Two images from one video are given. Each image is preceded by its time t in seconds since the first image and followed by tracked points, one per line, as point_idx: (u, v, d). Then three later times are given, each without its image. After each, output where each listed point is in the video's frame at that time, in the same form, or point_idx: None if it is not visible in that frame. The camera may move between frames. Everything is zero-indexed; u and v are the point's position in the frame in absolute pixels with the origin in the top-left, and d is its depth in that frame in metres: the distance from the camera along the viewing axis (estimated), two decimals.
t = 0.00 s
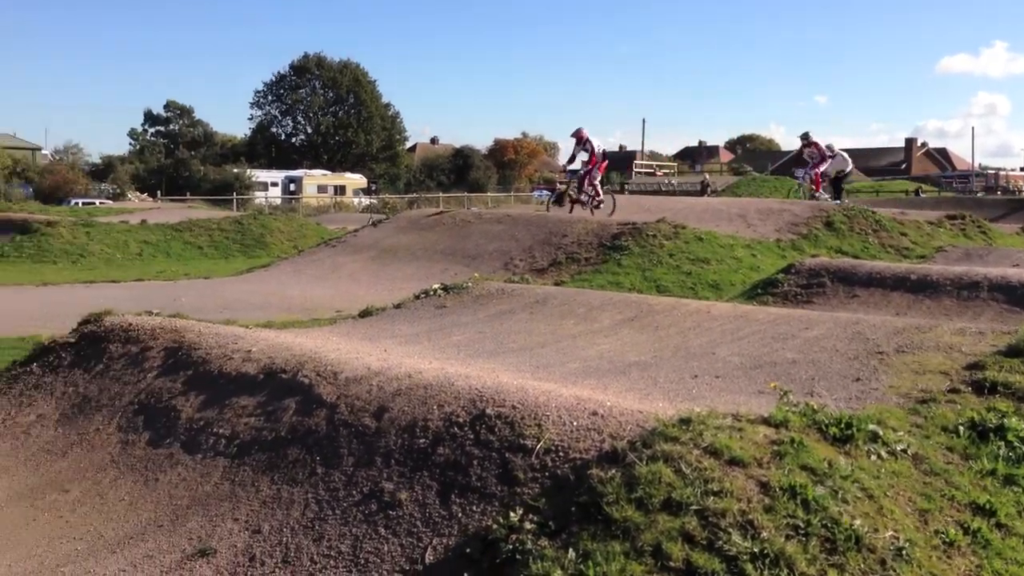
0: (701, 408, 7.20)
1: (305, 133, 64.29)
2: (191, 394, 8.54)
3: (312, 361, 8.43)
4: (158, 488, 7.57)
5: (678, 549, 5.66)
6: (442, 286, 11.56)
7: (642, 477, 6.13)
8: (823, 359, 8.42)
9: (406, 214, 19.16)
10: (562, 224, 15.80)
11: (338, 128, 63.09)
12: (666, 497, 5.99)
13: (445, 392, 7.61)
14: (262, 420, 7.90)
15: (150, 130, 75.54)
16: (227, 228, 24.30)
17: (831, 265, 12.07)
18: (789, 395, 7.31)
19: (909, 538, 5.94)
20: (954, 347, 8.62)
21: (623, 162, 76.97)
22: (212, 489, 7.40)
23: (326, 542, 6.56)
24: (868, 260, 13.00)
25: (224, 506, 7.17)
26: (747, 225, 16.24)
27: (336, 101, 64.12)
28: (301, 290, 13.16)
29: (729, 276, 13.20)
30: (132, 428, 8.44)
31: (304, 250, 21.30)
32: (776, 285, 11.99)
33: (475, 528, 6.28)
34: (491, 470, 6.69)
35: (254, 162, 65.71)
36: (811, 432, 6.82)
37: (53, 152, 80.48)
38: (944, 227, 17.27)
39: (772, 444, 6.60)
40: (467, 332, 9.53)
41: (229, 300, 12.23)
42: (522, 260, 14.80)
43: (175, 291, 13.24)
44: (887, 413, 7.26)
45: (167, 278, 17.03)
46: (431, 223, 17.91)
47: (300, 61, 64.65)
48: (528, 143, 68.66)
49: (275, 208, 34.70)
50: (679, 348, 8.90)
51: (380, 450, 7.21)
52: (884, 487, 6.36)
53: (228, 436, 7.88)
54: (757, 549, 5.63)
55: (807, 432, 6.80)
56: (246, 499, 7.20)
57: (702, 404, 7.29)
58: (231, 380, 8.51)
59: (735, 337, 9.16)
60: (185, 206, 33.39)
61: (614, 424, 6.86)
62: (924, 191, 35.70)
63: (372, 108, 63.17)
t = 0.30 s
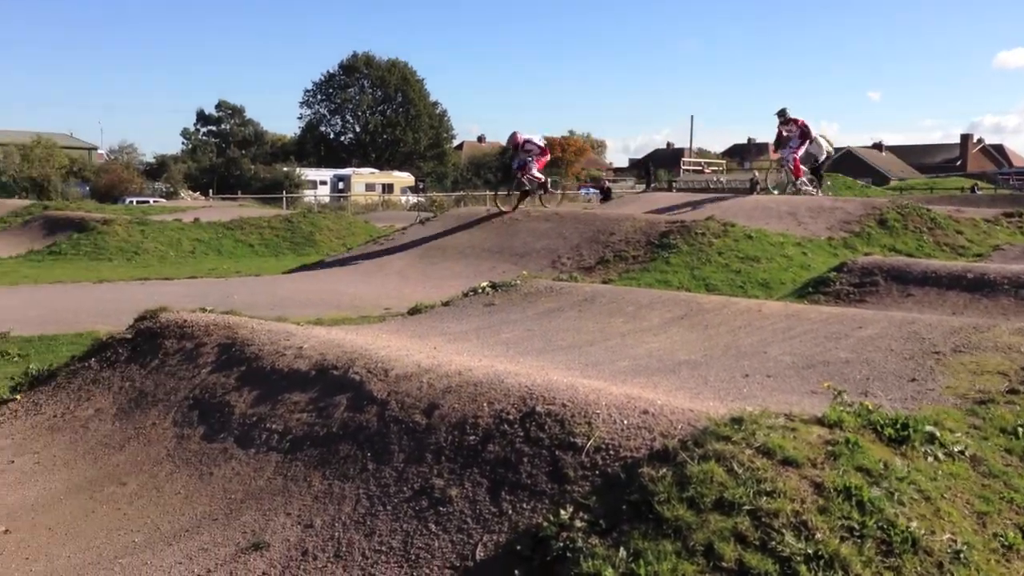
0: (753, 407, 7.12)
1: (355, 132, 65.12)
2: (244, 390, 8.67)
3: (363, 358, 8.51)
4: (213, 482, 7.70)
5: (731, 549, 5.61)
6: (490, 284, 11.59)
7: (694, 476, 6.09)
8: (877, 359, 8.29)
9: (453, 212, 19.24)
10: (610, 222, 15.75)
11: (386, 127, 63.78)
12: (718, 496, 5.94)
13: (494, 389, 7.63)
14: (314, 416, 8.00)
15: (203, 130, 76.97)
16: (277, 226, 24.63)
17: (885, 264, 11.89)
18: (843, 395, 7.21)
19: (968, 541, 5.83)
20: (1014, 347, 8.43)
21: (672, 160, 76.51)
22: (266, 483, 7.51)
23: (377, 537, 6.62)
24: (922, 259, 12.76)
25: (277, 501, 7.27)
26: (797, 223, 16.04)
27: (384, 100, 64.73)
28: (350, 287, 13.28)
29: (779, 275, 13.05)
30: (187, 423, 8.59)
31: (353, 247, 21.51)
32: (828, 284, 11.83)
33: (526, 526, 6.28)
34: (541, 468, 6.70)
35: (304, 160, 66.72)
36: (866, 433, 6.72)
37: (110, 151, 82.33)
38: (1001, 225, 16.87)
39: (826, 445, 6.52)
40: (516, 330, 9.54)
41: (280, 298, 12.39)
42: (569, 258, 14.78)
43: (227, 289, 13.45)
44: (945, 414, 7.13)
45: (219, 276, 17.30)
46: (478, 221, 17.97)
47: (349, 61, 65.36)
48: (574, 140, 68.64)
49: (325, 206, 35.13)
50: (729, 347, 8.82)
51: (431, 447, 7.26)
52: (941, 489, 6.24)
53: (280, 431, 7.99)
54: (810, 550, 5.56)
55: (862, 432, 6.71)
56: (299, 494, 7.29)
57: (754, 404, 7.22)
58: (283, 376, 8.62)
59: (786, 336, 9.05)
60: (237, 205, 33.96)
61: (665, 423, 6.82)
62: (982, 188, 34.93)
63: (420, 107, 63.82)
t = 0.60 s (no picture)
0: (807, 410, 7.04)
1: (403, 133, 65.59)
2: (296, 387, 8.78)
3: (413, 357, 8.56)
4: (266, 478, 7.80)
5: (785, 553, 5.53)
6: (538, 284, 11.59)
7: (747, 479, 6.02)
8: (934, 363, 8.15)
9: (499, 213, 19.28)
10: (658, 223, 15.68)
11: (434, 128, 64.36)
12: (772, 499, 5.87)
13: (544, 389, 7.63)
14: (365, 414, 8.06)
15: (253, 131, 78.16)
16: (326, 226, 24.89)
17: (940, 266, 11.67)
18: (900, 399, 7.09)
19: None
20: None
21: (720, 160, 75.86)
22: (318, 480, 7.59)
23: (428, 535, 6.66)
24: (979, 261, 12.50)
25: (329, 497, 7.34)
26: (849, 225, 15.82)
27: (432, 101, 65.15)
28: (399, 287, 13.38)
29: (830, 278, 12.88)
30: (240, 420, 8.72)
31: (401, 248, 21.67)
32: (882, 286, 11.65)
33: (576, 526, 6.26)
34: (592, 468, 6.68)
35: (352, 161, 67.54)
36: (924, 437, 6.61)
37: (164, 152, 84.00)
38: None
39: (882, 449, 6.42)
40: (564, 331, 9.53)
41: (330, 297, 12.52)
42: (617, 259, 14.74)
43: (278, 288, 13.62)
44: (1006, 419, 6.98)
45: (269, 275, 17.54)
46: (525, 222, 17.99)
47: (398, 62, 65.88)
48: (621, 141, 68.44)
49: (373, 206, 35.44)
50: (781, 349, 8.73)
51: (481, 446, 7.28)
52: (1002, 496, 6.11)
53: (332, 429, 8.07)
54: (867, 555, 5.48)
55: (919, 437, 6.60)
56: (351, 491, 7.35)
57: (807, 406, 7.14)
58: (335, 374, 8.70)
59: (840, 339, 8.93)
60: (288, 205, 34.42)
61: (718, 425, 6.77)
62: None
63: (467, 107, 64.17)
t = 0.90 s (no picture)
0: (877, 414, 6.92)
1: (460, 132, 66.04)
2: (359, 384, 8.87)
3: (475, 355, 8.60)
4: (330, 474, 7.89)
5: (856, 558, 5.44)
6: (598, 283, 11.56)
7: (816, 483, 5.93)
8: (1009, 366, 7.94)
9: (556, 213, 19.28)
10: (717, 223, 15.54)
11: (490, 127, 64.66)
12: (841, 504, 5.77)
13: (607, 389, 7.60)
14: (428, 411, 8.12)
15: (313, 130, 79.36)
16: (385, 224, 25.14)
17: (1011, 267, 11.38)
18: (974, 403, 6.93)
19: None
20: None
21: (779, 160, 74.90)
22: (382, 476, 7.66)
23: (492, 533, 6.67)
24: None
25: (393, 494, 7.40)
26: (915, 225, 15.50)
27: (489, 100, 65.55)
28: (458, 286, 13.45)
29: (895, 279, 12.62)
30: (305, 416, 8.84)
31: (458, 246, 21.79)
32: (949, 288, 11.40)
33: (641, 526, 6.22)
34: (656, 469, 6.64)
35: (411, 160, 68.16)
36: (999, 443, 6.46)
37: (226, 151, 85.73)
38: None
39: (956, 454, 6.28)
40: (625, 330, 9.50)
41: (390, 295, 12.63)
42: (675, 258, 14.64)
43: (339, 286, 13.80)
44: None
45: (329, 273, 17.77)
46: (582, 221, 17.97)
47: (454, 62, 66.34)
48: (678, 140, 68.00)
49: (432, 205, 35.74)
50: (847, 351, 8.59)
51: (544, 445, 7.28)
52: None
53: (395, 426, 8.14)
54: (941, 562, 5.38)
55: (995, 443, 6.44)
56: (414, 488, 7.41)
57: (877, 410, 7.01)
58: (397, 372, 8.77)
59: (909, 341, 8.76)
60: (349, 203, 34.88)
61: (785, 427, 6.68)
62: None
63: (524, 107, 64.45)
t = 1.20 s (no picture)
0: (990, 419, 6.67)
1: (546, 130, 66.36)
2: (454, 381, 8.96)
3: (569, 353, 8.60)
4: (426, 468, 7.99)
5: (969, 567, 5.26)
6: (690, 283, 11.43)
7: (926, 489, 5.74)
8: None
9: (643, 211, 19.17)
10: (810, 222, 15.23)
11: (576, 125, 64.79)
12: (953, 511, 5.58)
13: (703, 389, 7.51)
14: (521, 409, 8.14)
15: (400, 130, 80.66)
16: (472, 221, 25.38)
17: None
18: None
19: None
20: None
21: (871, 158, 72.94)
22: (477, 472, 7.71)
23: (588, 531, 6.66)
24: None
25: (488, 490, 7.45)
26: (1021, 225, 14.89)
27: (576, 98, 65.78)
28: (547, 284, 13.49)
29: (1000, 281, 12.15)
30: (400, 410, 8.97)
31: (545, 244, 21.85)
32: None
33: (741, 529, 6.12)
34: (756, 472, 6.53)
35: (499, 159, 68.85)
36: None
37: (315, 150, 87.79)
38: None
39: None
40: (720, 330, 9.36)
41: (480, 293, 12.74)
42: (767, 258, 14.39)
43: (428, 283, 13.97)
44: None
45: (416, 270, 18.01)
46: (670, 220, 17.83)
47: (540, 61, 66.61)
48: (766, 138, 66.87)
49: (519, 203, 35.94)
50: (955, 354, 8.31)
51: (639, 445, 7.23)
52: None
53: (489, 422, 8.19)
54: None
55: None
56: (509, 484, 7.44)
57: (991, 415, 6.76)
58: (490, 369, 8.83)
59: (1021, 345, 8.41)
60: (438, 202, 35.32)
61: (891, 431, 6.50)
62: None
63: (611, 104, 64.37)
